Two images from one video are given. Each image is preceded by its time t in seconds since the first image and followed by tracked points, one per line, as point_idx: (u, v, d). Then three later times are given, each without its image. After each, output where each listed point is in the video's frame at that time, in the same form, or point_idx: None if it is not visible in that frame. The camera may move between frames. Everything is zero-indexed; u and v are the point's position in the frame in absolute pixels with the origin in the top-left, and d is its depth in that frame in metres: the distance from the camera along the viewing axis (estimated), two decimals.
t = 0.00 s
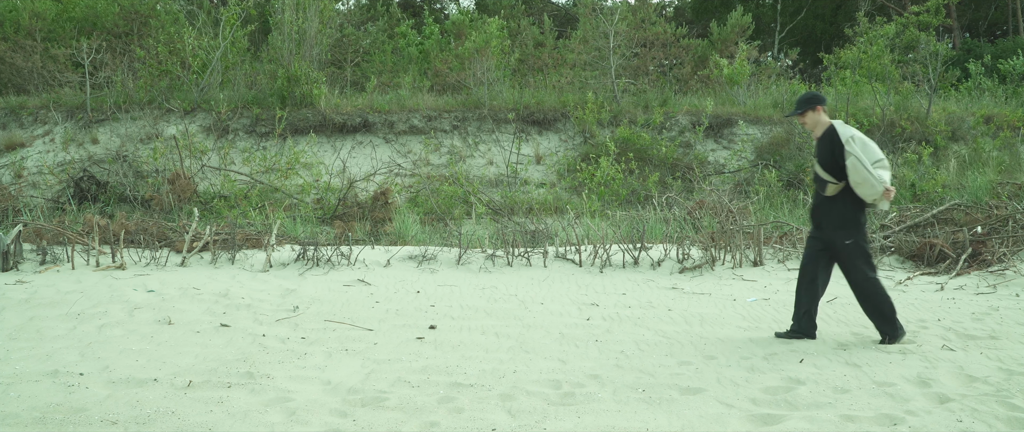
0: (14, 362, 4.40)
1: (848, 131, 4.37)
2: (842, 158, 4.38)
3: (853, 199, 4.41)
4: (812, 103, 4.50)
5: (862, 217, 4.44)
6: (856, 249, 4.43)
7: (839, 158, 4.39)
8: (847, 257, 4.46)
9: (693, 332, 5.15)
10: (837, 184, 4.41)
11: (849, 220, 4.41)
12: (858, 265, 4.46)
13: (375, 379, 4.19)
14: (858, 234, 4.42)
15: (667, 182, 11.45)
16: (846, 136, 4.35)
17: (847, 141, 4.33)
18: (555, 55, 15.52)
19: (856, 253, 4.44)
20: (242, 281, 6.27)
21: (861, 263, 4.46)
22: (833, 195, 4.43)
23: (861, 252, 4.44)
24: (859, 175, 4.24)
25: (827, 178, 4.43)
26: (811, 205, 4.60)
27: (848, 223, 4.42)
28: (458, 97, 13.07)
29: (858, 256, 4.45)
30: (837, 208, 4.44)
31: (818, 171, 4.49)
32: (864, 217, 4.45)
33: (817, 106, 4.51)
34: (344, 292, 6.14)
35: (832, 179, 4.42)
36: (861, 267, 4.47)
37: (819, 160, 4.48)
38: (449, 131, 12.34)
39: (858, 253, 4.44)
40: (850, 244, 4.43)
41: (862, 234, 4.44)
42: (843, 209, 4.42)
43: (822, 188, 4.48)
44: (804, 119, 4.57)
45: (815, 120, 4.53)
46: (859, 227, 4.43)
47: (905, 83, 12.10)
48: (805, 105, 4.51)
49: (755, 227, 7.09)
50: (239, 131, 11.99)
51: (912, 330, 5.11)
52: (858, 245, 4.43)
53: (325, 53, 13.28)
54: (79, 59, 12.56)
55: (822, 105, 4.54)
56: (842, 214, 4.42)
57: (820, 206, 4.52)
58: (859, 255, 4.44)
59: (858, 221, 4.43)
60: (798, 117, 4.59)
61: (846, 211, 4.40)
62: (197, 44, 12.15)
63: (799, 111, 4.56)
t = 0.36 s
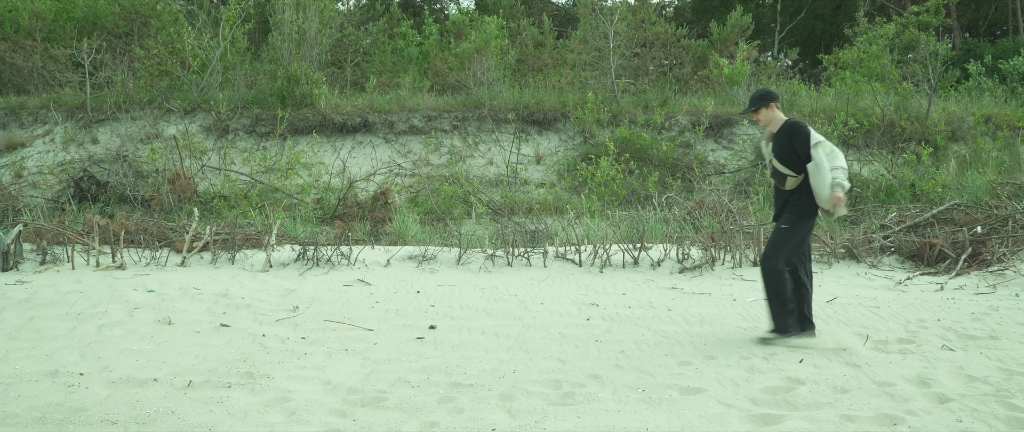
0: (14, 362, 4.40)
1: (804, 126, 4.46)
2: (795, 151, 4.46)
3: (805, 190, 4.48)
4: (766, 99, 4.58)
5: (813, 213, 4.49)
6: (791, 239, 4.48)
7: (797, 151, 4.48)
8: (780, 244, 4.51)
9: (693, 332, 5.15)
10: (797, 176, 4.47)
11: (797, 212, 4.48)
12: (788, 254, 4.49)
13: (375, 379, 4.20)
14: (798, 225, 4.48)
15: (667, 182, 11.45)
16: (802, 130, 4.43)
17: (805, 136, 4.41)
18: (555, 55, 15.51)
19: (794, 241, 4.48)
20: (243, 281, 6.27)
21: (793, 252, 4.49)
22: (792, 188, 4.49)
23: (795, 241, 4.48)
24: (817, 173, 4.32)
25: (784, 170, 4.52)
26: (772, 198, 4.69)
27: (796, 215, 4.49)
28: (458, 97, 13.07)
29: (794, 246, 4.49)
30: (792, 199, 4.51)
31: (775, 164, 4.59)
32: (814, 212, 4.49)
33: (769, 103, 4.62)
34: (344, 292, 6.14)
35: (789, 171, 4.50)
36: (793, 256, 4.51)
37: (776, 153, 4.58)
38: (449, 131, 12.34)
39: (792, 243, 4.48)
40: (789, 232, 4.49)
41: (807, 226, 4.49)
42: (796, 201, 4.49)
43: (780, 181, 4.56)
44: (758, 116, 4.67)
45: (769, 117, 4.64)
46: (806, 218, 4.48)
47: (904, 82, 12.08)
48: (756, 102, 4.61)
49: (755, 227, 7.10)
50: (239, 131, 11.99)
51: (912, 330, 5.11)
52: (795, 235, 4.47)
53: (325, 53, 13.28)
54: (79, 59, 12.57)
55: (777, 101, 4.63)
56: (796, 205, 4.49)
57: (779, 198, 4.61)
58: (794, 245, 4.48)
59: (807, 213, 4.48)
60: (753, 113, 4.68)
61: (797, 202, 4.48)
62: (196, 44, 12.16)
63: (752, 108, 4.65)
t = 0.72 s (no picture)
0: (13, 362, 4.40)
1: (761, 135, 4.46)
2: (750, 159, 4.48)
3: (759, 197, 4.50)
4: (724, 103, 4.53)
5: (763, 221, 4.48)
6: (739, 245, 4.51)
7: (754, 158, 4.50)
8: (727, 248, 4.55)
9: (693, 331, 5.16)
10: (749, 184, 4.51)
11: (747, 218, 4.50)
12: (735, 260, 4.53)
13: (375, 379, 4.20)
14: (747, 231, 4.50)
15: (667, 182, 11.46)
16: (758, 139, 4.44)
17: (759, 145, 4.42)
18: (555, 55, 15.51)
19: (741, 247, 4.51)
20: (243, 281, 6.27)
21: (740, 258, 4.52)
22: (744, 194, 4.53)
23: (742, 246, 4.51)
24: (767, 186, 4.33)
25: (737, 176, 4.56)
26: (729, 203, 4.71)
27: (746, 220, 4.51)
28: (458, 97, 13.07)
29: (741, 251, 4.51)
30: (744, 205, 4.54)
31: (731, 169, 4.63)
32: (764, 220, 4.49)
33: (727, 108, 4.55)
34: (344, 292, 6.14)
35: (743, 178, 4.54)
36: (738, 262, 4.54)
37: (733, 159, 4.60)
38: (449, 131, 12.34)
39: (739, 248, 4.51)
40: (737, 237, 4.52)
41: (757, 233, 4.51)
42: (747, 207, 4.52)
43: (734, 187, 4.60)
44: (716, 121, 4.62)
45: (727, 121, 4.57)
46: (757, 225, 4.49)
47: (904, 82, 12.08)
48: (713, 107, 4.54)
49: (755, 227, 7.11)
50: (239, 131, 11.99)
51: (912, 330, 5.11)
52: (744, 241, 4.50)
53: (325, 53, 13.28)
54: (79, 59, 12.56)
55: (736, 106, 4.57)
56: (747, 210, 4.52)
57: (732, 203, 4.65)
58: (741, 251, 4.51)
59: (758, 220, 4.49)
60: (710, 118, 4.62)
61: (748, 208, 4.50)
62: (197, 44, 12.17)
63: (710, 112, 4.59)
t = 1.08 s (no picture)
0: (13, 362, 4.40)
1: (722, 132, 4.44)
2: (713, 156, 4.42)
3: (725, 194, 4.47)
4: (683, 101, 4.50)
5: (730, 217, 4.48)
6: (711, 244, 4.47)
7: (714, 155, 4.48)
8: (700, 248, 4.50)
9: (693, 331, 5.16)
10: (711, 179, 4.45)
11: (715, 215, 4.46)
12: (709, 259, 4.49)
13: (375, 379, 4.20)
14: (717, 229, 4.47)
15: (667, 182, 11.46)
16: (718, 135, 4.41)
17: (721, 142, 4.40)
18: (555, 55, 15.51)
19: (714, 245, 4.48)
20: (242, 281, 6.27)
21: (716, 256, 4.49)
22: (707, 190, 4.47)
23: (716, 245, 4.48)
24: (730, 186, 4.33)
25: (699, 173, 4.49)
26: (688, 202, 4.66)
27: (714, 218, 4.47)
28: (458, 97, 13.07)
29: (712, 252, 4.48)
30: (708, 202, 4.49)
31: (691, 167, 4.58)
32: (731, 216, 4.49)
33: (684, 105, 4.52)
34: (344, 292, 6.15)
35: (705, 175, 4.48)
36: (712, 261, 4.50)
37: (694, 157, 4.55)
38: (449, 131, 12.34)
39: (712, 247, 4.48)
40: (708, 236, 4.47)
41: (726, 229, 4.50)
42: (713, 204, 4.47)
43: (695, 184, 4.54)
44: (674, 119, 4.58)
45: (686, 119, 4.56)
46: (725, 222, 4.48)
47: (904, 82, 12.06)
48: (671, 106, 4.51)
49: (755, 227, 7.11)
50: (239, 131, 12.00)
51: (911, 330, 5.11)
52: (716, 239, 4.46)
53: (325, 53, 13.28)
54: (79, 59, 12.56)
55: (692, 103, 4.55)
56: (712, 209, 4.47)
57: (693, 201, 4.58)
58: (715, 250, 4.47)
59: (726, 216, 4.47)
60: (668, 116, 4.60)
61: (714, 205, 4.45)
62: (196, 44, 12.17)
63: (668, 112, 4.56)
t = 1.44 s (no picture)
0: (13, 362, 4.40)
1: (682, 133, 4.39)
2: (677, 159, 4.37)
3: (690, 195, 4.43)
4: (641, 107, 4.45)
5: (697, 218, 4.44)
6: (685, 247, 4.44)
7: (675, 157, 4.43)
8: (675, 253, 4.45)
9: (693, 331, 5.16)
10: (674, 181, 4.40)
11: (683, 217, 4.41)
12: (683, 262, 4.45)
13: (375, 379, 4.19)
14: (687, 231, 4.43)
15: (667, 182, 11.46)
16: (679, 138, 4.36)
17: (682, 143, 4.35)
18: (555, 55, 15.51)
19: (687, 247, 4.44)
20: (242, 281, 6.27)
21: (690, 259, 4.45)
22: (671, 192, 4.41)
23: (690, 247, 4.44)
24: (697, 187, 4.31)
25: (663, 177, 4.43)
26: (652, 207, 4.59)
27: (681, 221, 4.41)
28: (458, 97, 13.07)
29: (684, 255, 4.44)
30: (673, 204, 4.43)
31: (653, 171, 4.50)
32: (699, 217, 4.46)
33: (642, 110, 4.47)
34: (344, 292, 6.15)
35: (668, 177, 4.41)
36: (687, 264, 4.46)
37: (655, 161, 4.48)
38: (449, 131, 12.33)
39: (684, 249, 4.44)
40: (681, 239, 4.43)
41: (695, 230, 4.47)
42: (681, 206, 4.41)
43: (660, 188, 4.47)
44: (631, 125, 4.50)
45: (644, 123, 4.48)
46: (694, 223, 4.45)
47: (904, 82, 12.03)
48: (630, 111, 4.45)
49: (755, 227, 7.10)
50: (239, 131, 11.99)
51: (911, 330, 5.11)
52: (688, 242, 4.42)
53: (325, 53, 13.29)
54: (79, 59, 12.56)
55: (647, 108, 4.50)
56: (679, 212, 4.41)
57: (657, 204, 4.52)
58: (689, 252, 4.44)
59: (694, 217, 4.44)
60: (625, 122, 4.52)
61: (679, 208, 4.40)
62: (196, 44, 12.19)
63: (625, 117, 4.49)
